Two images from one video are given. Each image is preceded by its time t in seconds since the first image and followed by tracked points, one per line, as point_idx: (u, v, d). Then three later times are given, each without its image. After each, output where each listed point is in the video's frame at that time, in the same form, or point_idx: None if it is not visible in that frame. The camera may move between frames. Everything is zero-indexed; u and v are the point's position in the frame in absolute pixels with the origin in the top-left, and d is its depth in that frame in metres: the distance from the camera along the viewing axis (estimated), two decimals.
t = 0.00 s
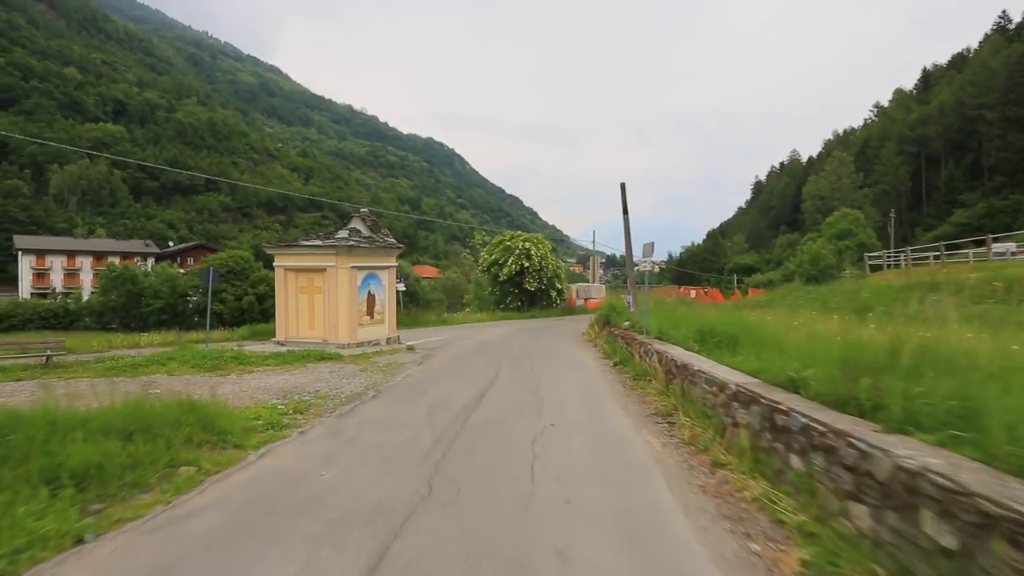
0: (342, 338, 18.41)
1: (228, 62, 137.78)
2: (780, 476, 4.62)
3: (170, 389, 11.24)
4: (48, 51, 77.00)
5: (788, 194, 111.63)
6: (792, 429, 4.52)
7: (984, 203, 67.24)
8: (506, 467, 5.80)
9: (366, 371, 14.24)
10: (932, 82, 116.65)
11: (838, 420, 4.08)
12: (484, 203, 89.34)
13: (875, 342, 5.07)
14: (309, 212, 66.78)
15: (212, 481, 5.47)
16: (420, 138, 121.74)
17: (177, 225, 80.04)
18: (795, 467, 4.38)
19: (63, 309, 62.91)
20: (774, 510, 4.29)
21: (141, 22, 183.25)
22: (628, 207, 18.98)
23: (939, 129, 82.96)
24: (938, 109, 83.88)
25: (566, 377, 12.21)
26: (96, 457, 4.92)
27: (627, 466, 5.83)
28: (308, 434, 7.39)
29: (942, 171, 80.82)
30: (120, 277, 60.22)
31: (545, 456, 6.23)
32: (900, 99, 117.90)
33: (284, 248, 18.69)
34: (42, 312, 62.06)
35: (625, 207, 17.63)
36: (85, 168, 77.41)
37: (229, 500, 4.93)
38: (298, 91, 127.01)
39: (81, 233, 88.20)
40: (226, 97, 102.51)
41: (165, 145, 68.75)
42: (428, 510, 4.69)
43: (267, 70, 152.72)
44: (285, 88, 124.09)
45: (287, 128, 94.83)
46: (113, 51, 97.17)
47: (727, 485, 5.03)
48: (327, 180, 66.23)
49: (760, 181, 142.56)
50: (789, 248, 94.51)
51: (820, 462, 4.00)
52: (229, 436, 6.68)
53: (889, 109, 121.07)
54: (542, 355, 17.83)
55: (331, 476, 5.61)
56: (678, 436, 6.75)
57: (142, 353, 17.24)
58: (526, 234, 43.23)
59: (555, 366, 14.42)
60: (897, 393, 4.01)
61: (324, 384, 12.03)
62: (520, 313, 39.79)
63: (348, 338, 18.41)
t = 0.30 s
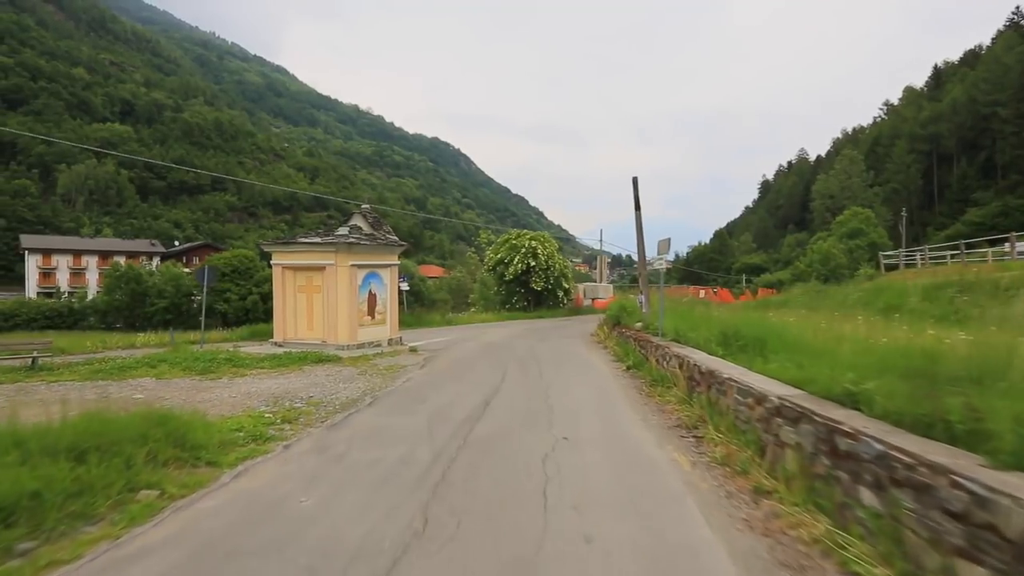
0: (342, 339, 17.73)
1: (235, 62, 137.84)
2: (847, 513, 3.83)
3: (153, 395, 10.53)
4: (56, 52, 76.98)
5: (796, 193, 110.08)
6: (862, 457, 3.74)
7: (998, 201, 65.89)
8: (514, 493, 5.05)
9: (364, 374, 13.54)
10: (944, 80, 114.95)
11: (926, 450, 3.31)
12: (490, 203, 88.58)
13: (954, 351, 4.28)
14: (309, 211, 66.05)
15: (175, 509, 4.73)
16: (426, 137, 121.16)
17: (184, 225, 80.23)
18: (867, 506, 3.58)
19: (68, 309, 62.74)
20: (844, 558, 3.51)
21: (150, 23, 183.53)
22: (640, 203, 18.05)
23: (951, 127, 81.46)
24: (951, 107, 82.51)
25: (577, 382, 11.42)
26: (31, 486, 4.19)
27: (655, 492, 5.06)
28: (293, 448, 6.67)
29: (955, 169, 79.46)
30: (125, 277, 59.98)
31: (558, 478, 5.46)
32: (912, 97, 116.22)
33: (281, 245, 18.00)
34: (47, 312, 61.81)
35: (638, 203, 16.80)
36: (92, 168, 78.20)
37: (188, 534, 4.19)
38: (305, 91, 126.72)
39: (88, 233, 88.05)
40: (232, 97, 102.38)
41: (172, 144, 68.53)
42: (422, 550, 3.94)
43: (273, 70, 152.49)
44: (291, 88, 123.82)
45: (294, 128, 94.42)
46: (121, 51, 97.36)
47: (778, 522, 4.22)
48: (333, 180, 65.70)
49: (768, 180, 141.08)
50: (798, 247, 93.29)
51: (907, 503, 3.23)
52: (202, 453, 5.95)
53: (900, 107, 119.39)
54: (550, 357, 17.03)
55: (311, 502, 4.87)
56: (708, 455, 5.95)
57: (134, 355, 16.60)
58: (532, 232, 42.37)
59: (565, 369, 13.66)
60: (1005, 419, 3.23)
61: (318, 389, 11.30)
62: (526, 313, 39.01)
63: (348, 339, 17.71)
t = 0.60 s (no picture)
0: (340, 340, 17.04)
1: (240, 62, 137.87)
2: (941, 570, 3.07)
3: (132, 402, 9.85)
4: (63, 53, 76.84)
5: (802, 193, 108.58)
6: (963, 500, 2.96)
7: (1010, 201, 64.69)
8: (523, 528, 4.29)
9: (361, 379, 12.80)
10: (953, 78, 113.54)
11: None
12: (495, 204, 87.82)
13: None
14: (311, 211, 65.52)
15: (121, 547, 3.98)
16: (430, 137, 120.60)
17: (188, 225, 79.31)
18: (975, 563, 2.84)
19: (70, 308, 62.39)
20: None
21: (156, 23, 183.43)
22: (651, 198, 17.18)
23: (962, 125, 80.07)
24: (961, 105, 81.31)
25: (588, 388, 10.62)
26: None
27: (689, 527, 4.28)
28: (274, 466, 5.95)
29: (966, 168, 78.28)
30: (127, 276, 59.46)
31: (573, 507, 4.70)
32: (921, 95, 114.86)
33: (277, 243, 17.33)
34: (48, 311, 61.38)
35: (650, 200, 16.01)
36: (98, 169, 76.94)
37: None
38: (310, 91, 126.37)
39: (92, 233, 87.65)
40: (237, 97, 102.19)
41: (177, 144, 68.27)
42: None
43: (278, 71, 152.20)
44: (296, 88, 123.65)
45: (298, 128, 93.96)
46: (127, 53, 97.42)
47: (846, 571, 3.45)
48: (337, 181, 65.27)
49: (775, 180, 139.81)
50: (805, 247, 92.20)
51: None
52: (164, 474, 5.23)
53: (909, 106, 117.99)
54: (556, 360, 16.25)
55: (285, 540, 4.13)
56: (745, 479, 5.16)
57: (123, 357, 15.94)
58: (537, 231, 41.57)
59: (574, 374, 12.87)
60: None
61: (310, 395, 10.55)
62: (530, 314, 38.21)
63: (346, 341, 17.02)
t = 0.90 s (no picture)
0: (336, 342, 16.35)
1: (243, 62, 137.52)
2: None
3: (108, 411, 9.16)
4: (67, 53, 76.42)
5: (807, 191, 107.50)
6: None
7: (1020, 199, 63.62)
8: None
9: (356, 384, 12.03)
10: (961, 76, 112.25)
11: None
12: (499, 204, 87.02)
13: None
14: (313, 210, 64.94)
15: None
16: (433, 137, 119.98)
17: (191, 225, 79.21)
18: None
19: (71, 308, 61.83)
20: None
21: (159, 24, 182.88)
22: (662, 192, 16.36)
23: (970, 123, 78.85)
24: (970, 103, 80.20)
25: (599, 395, 9.85)
26: None
27: None
28: (245, 488, 5.21)
29: (974, 167, 77.24)
30: (128, 276, 58.97)
31: (590, 546, 3.96)
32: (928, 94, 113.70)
33: (271, 240, 16.62)
34: (48, 311, 60.83)
35: (660, 194, 15.21)
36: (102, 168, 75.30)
37: None
38: (314, 91, 125.82)
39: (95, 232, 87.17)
40: (241, 97, 101.73)
41: (179, 145, 68.87)
42: None
43: (281, 70, 151.77)
44: (299, 88, 123.16)
45: (301, 128, 93.30)
46: (131, 53, 97.10)
47: None
48: (340, 180, 64.77)
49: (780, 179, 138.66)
50: (811, 246, 91.21)
51: None
52: (113, 504, 4.50)
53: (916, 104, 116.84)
54: (563, 362, 15.46)
55: None
56: (791, 510, 4.40)
57: (109, 359, 15.26)
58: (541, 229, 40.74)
59: (583, 378, 12.11)
60: None
61: (299, 402, 9.77)
62: (533, 315, 37.48)
63: (342, 343, 16.33)
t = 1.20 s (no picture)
0: (331, 343, 15.63)
1: (246, 62, 137.18)
2: None
3: (79, 419, 8.46)
4: (71, 53, 76.04)
5: (812, 191, 106.45)
6: None
7: None
8: None
9: (352, 388, 11.34)
10: (967, 75, 111.10)
11: None
12: (501, 204, 86.28)
13: None
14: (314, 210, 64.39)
15: None
16: (436, 137, 119.39)
17: (193, 224, 79.01)
18: None
19: (70, 308, 61.18)
20: None
21: (162, 24, 182.47)
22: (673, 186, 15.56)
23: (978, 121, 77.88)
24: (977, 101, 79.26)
25: (611, 403, 9.10)
26: None
27: None
28: (209, 518, 4.50)
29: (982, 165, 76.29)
30: (129, 275, 58.53)
31: None
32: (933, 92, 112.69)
33: (265, 237, 15.94)
34: (47, 311, 60.09)
35: (672, 189, 14.46)
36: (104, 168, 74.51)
37: None
38: (317, 91, 125.30)
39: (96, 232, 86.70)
40: (244, 97, 101.31)
41: (183, 145, 67.45)
42: None
43: (284, 71, 151.28)
44: (302, 88, 122.72)
45: (304, 128, 92.60)
46: (134, 53, 96.81)
47: None
48: (342, 180, 64.30)
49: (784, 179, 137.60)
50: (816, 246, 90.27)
51: None
52: (42, 542, 3.78)
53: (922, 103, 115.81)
54: (568, 365, 14.71)
55: None
56: (856, 553, 3.66)
57: (94, 362, 14.57)
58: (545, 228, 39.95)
59: (591, 383, 11.40)
60: None
61: (288, 410, 9.06)
62: (536, 315, 36.75)
63: (337, 344, 15.62)
